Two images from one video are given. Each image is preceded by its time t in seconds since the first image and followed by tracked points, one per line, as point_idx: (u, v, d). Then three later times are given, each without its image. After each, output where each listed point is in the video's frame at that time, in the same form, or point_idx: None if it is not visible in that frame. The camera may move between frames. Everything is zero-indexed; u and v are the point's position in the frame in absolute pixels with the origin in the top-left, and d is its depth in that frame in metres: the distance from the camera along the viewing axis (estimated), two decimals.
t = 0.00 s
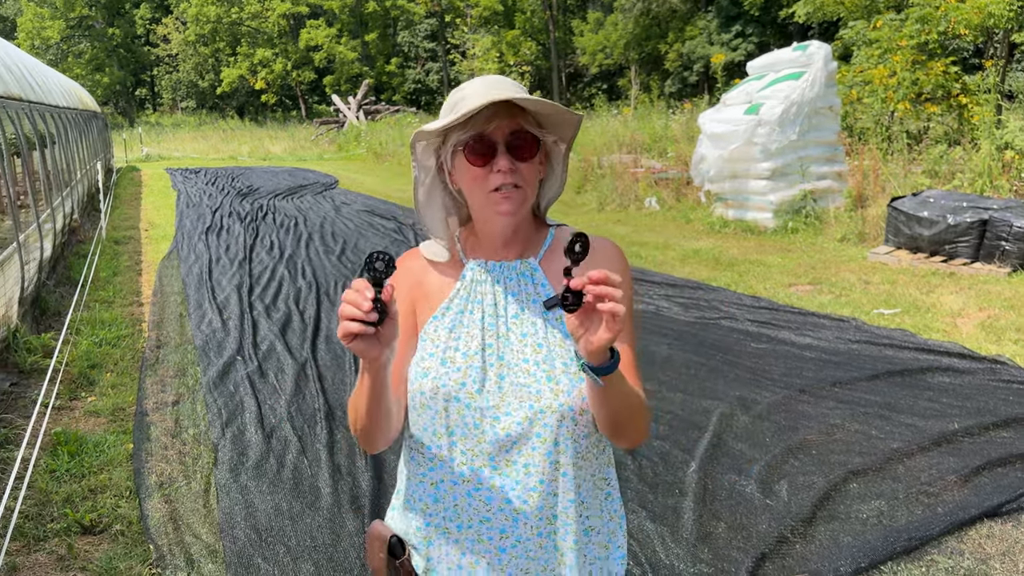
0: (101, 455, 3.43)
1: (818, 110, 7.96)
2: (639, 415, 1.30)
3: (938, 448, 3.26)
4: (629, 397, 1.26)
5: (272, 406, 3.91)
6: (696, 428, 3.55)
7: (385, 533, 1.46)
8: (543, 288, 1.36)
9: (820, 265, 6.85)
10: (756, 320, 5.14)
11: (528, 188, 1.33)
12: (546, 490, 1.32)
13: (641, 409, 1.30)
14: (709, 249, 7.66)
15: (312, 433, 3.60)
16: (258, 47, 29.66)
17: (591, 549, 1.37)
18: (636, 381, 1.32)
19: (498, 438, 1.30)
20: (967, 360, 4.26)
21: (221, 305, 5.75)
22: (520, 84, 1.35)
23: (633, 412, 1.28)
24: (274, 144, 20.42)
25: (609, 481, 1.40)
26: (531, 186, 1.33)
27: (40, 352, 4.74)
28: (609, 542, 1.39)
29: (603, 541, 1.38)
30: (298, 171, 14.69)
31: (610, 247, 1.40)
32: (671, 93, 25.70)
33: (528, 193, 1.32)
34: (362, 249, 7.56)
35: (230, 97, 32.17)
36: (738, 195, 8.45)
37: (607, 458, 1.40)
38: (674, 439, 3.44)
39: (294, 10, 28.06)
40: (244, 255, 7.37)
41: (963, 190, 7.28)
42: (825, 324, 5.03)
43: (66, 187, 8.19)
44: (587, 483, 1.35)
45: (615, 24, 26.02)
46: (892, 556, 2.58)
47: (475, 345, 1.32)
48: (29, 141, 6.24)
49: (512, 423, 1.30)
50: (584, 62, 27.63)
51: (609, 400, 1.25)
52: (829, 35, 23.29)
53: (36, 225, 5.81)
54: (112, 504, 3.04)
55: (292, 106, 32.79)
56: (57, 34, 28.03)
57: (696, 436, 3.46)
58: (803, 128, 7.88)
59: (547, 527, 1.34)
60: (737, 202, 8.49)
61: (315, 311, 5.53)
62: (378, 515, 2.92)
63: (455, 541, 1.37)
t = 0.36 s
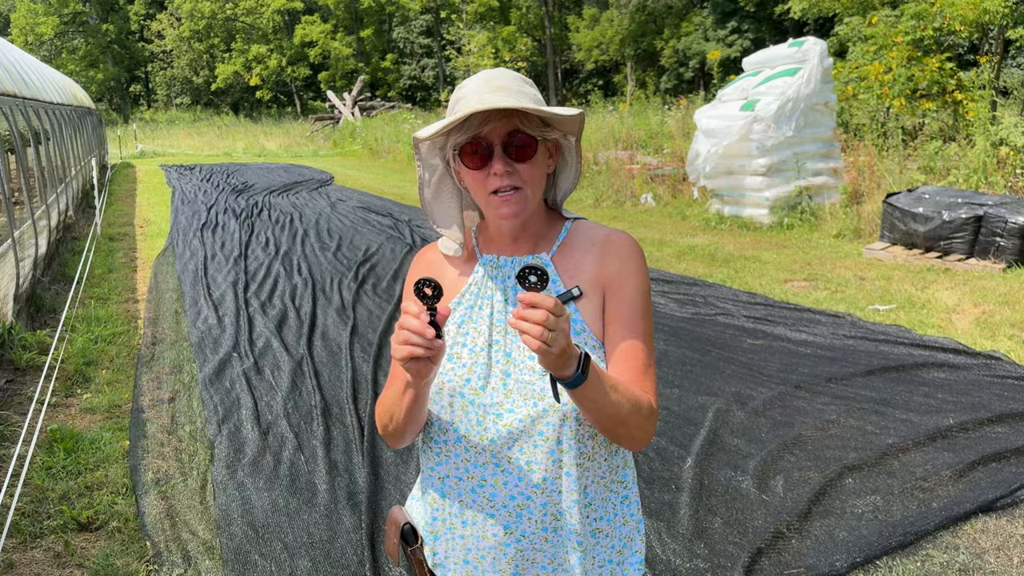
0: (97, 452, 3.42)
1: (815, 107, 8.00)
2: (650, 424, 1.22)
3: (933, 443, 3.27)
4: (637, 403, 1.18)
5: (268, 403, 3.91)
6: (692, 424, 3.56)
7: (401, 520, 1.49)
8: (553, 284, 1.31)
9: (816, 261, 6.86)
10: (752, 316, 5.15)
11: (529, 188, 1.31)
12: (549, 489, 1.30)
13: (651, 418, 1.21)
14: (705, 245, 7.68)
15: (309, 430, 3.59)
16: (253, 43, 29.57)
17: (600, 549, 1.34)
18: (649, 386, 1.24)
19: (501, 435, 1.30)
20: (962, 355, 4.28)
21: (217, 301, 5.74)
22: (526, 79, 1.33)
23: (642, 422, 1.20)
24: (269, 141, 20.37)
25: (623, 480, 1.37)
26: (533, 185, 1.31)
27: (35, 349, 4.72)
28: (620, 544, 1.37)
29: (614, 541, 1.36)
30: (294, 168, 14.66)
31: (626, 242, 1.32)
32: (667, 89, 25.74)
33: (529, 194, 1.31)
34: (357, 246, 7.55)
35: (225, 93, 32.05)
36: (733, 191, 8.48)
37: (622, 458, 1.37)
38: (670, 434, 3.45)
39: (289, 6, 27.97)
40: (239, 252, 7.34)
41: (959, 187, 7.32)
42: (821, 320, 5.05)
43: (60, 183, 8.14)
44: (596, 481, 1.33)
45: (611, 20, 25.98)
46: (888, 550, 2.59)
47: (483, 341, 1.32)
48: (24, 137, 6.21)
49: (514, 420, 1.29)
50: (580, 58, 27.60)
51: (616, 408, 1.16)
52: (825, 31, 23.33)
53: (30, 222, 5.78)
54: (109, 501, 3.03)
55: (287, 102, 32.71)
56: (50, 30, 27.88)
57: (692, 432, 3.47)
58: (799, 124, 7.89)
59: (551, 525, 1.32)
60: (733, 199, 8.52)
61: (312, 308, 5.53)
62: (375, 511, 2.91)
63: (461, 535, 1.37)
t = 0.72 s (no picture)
0: (91, 445, 3.42)
1: (808, 100, 8.04)
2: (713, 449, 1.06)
3: (925, 435, 3.30)
4: (689, 435, 1.04)
5: (262, 396, 3.91)
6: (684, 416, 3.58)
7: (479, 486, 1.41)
8: (592, 300, 1.11)
9: (810, 253, 6.89)
10: (745, 309, 5.17)
11: (504, 250, 1.09)
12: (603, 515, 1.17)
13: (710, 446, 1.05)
14: (698, 237, 7.70)
15: (303, 423, 3.59)
16: (246, 34, 29.47)
17: (660, 558, 1.21)
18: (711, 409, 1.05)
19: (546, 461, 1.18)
20: (954, 348, 4.32)
21: (211, 294, 5.72)
22: (480, 117, 1.03)
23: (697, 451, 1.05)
24: (262, 133, 20.33)
25: (689, 486, 1.20)
26: (504, 249, 1.08)
27: (28, 342, 4.71)
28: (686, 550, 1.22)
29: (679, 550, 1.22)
30: (287, 160, 14.63)
31: (667, 246, 1.07)
32: (661, 82, 25.81)
33: (505, 257, 1.09)
34: (351, 239, 7.53)
35: (218, 85, 31.95)
36: (728, 184, 8.48)
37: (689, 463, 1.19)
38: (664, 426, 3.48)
39: None
40: (232, 244, 7.32)
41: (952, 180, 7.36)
42: (813, 313, 5.07)
43: (52, 175, 8.11)
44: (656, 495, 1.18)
45: (605, 12, 25.95)
46: (879, 542, 2.61)
47: (529, 363, 1.17)
48: (16, 129, 6.19)
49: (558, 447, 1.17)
50: (574, 50, 27.59)
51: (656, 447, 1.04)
52: (819, 23, 23.38)
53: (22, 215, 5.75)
54: (102, 494, 3.03)
55: (281, 93, 32.62)
56: (41, 22, 27.70)
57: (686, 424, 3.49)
58: (792, 117, 7.91)
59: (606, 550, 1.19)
60: (727, 191, 8.50)
61: (305, 301, 5.51)
62: (370, 503, 2.91)
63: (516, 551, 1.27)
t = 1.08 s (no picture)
0: (86, 433, 3.43)
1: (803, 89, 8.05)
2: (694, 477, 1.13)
3: (917, 423, 3.32)
4: (666, 478, 1.13)
5: (258, 384, 3.92)
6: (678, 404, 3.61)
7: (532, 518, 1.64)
8: (554, 356, 1.21)
9: (804, 242, 6.91)
10: (739, 298, 5.19)
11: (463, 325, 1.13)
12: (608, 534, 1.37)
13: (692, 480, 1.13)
14: (693, 227, 7.71)
15: (299, 411, 3.60)
16: (239, 22, 29.26)
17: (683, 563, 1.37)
18: (685, 447, 1.11)
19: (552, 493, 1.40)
20: (946, 336, 4.35)
21: (205, 283, 5.71)
22: (418, 206, 1.07)
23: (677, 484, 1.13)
24: (256, 121, 20.21)
25: (699, 501, 1.31)
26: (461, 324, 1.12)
27: (22, 330, 4.72)
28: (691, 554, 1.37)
29: (689, 553, 1.35)
30: (281, 148, 14.57)
31: (610, 306, 1.07)
32: (656, 70, 25.76)
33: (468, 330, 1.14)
34: (346, 227, 7.51)
35: (212, 72, 31.72)
36: (722, 173, 8.47)
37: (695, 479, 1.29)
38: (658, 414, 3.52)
39: None
40: (227, 232, 7.30)
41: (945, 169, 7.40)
42: (807, 302, 5.10)
43: (45, 163, 8.06)
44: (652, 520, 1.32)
45: None
46: (872, 528, 2.62)
47: (526, 406, 1.33)
48: (7, 117, 6.16)
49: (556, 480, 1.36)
50: (569, 38, 27.45)
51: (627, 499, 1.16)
52: (814, 12, 23.34)
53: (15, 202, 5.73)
54: (98, 481, 3.04)
55: (274, 81, 32.41)
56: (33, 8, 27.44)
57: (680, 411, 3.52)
58: (786, 106, 7.93)
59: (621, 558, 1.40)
60: (722, 181, 8.50)
61: (300, 289, 5.51)
62: (366, 490, 2.93)
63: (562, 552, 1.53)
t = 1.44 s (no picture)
0: (84, 417, 3.44)
1: (801, 77, 8.07)
2: (695, 557, 1.36)
3: (912, 408, 3.35)
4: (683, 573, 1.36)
5: (256, 368, 3.92)
6: (675, 390, 3.63)
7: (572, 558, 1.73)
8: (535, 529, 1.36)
9: (800, 230, 6.92)
10: (736, 285, 5.20)
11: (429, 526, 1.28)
12: None
13: (695, 558, 1.36)
14: (689, 215, 7.71)
15: (297, 395, 3.60)
16: (234, 7, 29.18)
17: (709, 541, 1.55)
18: (679, 543, 1.33)
19: None
20: (941, 324, 4.38)
21: (202, 268, 5.70)
22: (365, 449, 1.17)
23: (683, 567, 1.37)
24: (251, 108, 20.11)
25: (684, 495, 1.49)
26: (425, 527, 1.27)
27: (19, 315, 4.74)
28: None
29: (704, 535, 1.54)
30: (276, 135, 14.51)
31: (568, 494, 1.21)
32: (653, 59, 25.69)
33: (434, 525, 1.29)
34: (343, 213, 7.50)
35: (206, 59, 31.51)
36: (719, 161, 8.46)
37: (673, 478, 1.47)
38: (655, 400, 3.54)
39: None
40: (223, 218, 7.27)
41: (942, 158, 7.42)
42: (803, 289, 5.12)
43: (39, 148, 8.02)
44: None
45: None
46: (867, 511, 2.64)
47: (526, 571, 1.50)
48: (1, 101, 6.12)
49: None
50: (565, 26, 27.33)
51: None
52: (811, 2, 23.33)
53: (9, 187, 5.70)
54: (97, 464, 3.04)
55: (269, 67, 32.21)
56: None
57: (676, 397, 3.55)
58: (785, 94, 7.95)
59: None
60: (718, 169, 8.51)
61: (297, 275, 5.50)
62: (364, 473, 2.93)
63: None
